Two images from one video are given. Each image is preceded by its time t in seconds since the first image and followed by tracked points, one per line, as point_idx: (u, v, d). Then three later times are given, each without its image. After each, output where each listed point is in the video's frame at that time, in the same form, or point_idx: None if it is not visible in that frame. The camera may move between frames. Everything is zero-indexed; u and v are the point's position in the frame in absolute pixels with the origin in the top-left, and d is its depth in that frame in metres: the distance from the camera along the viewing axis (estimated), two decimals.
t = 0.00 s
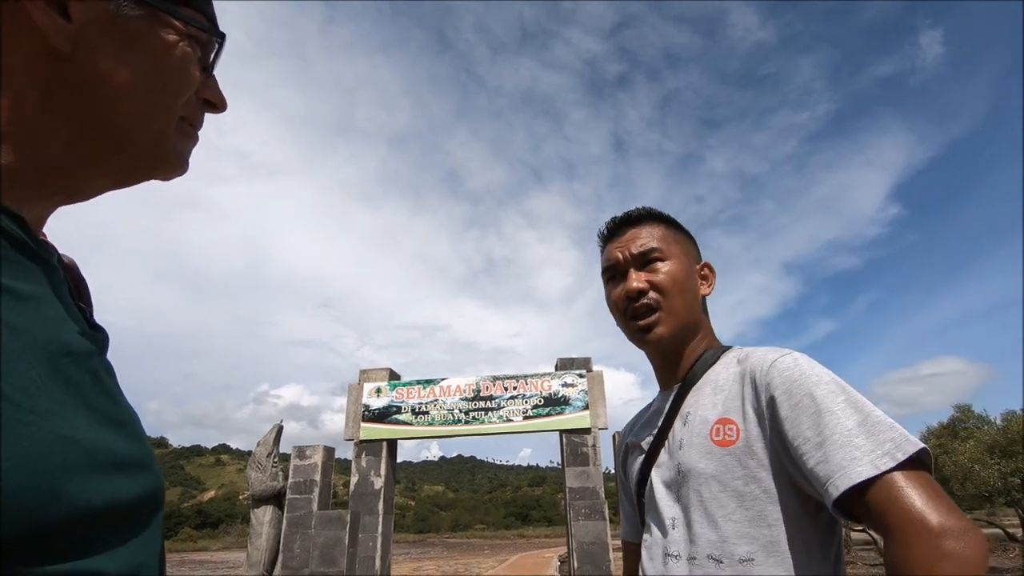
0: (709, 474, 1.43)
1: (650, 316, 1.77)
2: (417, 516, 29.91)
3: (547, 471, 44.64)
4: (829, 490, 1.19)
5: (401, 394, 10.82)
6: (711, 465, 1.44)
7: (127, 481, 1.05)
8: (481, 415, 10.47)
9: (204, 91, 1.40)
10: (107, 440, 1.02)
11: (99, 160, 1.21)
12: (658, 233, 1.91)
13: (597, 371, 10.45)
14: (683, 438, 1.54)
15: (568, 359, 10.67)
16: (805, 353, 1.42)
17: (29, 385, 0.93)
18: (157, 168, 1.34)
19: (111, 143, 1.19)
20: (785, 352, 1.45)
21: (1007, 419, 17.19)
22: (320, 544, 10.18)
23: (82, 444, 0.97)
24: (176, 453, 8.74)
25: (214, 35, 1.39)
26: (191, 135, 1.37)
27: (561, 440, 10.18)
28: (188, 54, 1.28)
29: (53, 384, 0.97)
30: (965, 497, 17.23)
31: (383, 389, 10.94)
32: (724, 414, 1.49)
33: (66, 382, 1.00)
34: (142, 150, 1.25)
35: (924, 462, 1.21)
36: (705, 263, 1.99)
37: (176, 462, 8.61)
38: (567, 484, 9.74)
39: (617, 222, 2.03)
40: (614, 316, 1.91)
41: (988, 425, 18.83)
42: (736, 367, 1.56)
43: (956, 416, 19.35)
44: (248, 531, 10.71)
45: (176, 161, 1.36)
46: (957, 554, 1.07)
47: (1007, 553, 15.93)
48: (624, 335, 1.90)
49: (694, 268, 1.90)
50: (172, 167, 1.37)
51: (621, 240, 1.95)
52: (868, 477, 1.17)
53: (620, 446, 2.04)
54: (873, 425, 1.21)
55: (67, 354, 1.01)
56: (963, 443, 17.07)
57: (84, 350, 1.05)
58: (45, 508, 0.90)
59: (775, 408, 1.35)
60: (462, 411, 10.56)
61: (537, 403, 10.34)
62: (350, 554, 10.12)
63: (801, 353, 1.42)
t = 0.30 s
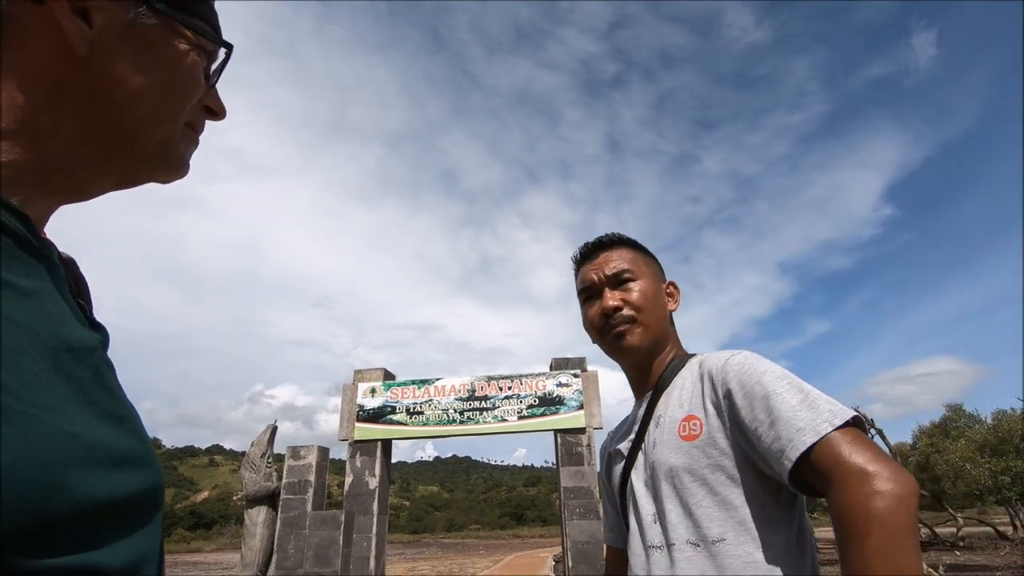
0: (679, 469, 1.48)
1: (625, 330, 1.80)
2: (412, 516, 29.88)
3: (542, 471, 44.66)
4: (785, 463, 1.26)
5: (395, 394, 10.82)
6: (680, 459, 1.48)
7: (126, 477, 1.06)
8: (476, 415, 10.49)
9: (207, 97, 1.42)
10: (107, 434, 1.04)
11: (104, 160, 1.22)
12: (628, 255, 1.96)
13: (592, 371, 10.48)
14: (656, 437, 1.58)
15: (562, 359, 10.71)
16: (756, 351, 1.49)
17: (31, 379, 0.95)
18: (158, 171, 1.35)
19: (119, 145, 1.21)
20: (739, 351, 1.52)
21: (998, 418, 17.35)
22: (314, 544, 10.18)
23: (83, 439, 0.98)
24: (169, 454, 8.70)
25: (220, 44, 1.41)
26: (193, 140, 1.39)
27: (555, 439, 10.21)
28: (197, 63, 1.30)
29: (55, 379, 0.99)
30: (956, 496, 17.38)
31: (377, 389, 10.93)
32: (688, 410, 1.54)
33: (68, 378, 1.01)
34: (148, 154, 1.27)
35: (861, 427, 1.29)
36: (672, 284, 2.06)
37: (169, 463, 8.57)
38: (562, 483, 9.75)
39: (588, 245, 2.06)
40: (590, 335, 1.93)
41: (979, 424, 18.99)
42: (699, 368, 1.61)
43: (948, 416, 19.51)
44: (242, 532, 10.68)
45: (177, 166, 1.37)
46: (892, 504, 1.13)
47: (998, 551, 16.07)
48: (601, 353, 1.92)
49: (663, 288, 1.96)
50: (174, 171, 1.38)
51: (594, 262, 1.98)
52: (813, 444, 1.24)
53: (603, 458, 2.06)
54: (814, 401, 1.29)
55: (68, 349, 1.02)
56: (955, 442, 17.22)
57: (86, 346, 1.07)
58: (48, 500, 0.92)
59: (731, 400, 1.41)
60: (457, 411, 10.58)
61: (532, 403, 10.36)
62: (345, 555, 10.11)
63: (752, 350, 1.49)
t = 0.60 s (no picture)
0: (665, 466, 1.51)
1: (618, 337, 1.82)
2: (407, 516, 29.85)
3: (536, 470, 44.70)
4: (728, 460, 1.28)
5: (390, 394, 10.80)
6: (666, 456, 1.52)
7: (123, 477, 1.06)
8: (471, 414, 10.49)
9: (201, 97, 1.42)
10: (102, 434, 1.03)
11: (102, 160, 1.22)
12: (618, 259, 1.96)
13: (586, 370, 10.50)
14: (646, 435, 1.62)
15: (557, 358, 10.72)
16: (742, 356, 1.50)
17: (25, 378, 0.94)
18: (154, 172, 1.34)
19: (116, 144, 1.21)
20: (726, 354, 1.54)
21: (989, 415, 17.50)
22: (309, 544, 10.16)
23: (77, 439, 0.98)
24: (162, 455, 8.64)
25: (215, 44, 1.41)
26: (188, 140, 1.38)
27: (550, 438, 10.22)
28: (192, 62, 1.29)
29: (50, 380, 0.99)
30: (948, 492, 17.55)
31: (372, 389, 10.91)
32: (675, 408, 1.57)
33: (62, 376, 1.01)
34: (144, 153, 1.27)
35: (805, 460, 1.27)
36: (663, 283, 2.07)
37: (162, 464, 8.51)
38: (557, 482, 9.74)
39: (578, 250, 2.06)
40: (584, 341, 1.94)
41: (970, 421, 19.17)
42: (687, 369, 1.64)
43: (939, 413, 19.69)
44: (236, 532, 10.64)
45: (172, 167, 1.37)
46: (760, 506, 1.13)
47: (988, 547, 16.21)
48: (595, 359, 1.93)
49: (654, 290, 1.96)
50: (169, 170, 1.38)
51: (584, 268, 1.98)
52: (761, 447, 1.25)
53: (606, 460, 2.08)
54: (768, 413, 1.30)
55: (62, 349, 1.02)
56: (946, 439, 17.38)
57: (82, 346, 1.06)
58: (45, 501, 0.92)
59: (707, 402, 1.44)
60: (452, 411, 10.57)
61: (526, 402, 10.37)
62: (339, 555, 10.09)
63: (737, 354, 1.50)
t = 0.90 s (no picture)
0: (681, 459, 1.56)
1: (634, 323, 1.84)
2: (402, 518, 29.80)
3: (532, 470, 44.68)
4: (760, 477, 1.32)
5: (385, 395, 10.78)
6: (683, 451, 1.56)
7: (125, 476, 1.06)
8: (467, 415, 10.48)
9: (200, 99, 1.42)
10: (103, 433, 1.03)
11: (98, 162, 1.22)
12: (641, 241, 1.95)
13: (582, 370, 10.52)
14: (662, 427, 1.66)
15: (552, 358, 10.73)
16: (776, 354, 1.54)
17: (27, 377, 0.94)
18: (152, 175, 1.34)
19: (112, 146, 1.20)
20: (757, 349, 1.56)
21: (980, 412, 17.64)
22: (305, 547, 10.13)
23: (78, 437, 0.98)
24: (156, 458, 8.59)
25: (215, 46, 1.41)
26: (187, 143, 1.38)
27: (546, 438, 10.23)
28: (190, 64, 1.29)
29: (52, 380, 0.98)
30: (941, 489, 17.66)
31: (367, 390, 10.88)
32: (697, 402, 1.59)
33: (63, 375, 1.01)
34: (140, 154, 1.26)
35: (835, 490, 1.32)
36: (686, 266, 2.05)
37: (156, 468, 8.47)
38: (553, 482, 9.78)
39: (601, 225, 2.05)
40: (598, 323, 1.97)
41: (962, 419, 19.32)
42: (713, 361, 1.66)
43: (932, 411, 19.85)
44: (230, 535, 10.59)
45: (171, 169, 1.36)
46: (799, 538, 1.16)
47: (981, 544, 16.34)
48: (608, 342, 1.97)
49: (675, 274, 1.96)
50: (167, 173, 1.37)
51: (604, 246, 1.98)
52: (801, 465, 1.28)
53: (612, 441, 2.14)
54: (811, 427, 1.33)
55: (62, 348, 1.01)
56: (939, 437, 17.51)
57: (82, 346, 1.06)
58: (43, 498, 0.91)
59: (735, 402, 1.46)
60: (447, 412, 10.56)
61: (522, 403, 10.38)
62: (335, 557, 10.05)
63: (768, 351, 1.52)
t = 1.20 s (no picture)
0: (700, 472, 1.49)
1: (661, 301, 1.79)
2: (396, 519, 29.77)
3: (525, 470, 44.70)
4: (823, 512, 1.30)
5: (379, 396, 10.77)
6: (705, 462, 1.49)
7: (134, 481, 1.07)
8: (461, 416, 10.49)
9: (199, 106, 1.42)
10: (110, 436, 1.04)
11: (92, 174, 1.22)
12: (670, 215, 1.92)
13: (576, 370, 10.54)
14: (679, 430, 1.60)
15: (546, 359, 10.76)
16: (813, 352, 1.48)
17: (33, 382, 0.95)
18: (148, 185, 1.35)
19: (101, 155, 1.20)
20: (795, 350, 1.50)
21: (970, 411, 17.82)
22: (298, 549, 10.10)
23: (85, 440, 0.98)
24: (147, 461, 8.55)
25: (215, 51, 1.42)
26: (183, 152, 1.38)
27: (540, 439, 10.24)
28: (183, 68, 1.28)
29: (59, 385, 0.99)
30: (931, 488, 17.81)
31: (360, 391, 10.87)
32: (721, 409, 1.52)
33: (69, 381, 1.01)
34: (132, 163, 1.26)
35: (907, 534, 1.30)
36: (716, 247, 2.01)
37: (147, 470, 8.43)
38: (547, 483, 9.81)
39: (629, 195, 2.02)
40: (619, 299, 1.92)
41: (952, 417, 19.52)
42: (739, 360, 1.59)
43: (922, 410, 20.04)
44: (223, 538, 10.53)
45: (166, 178, 1.37)
46: None
47: (970, 542, 16.51)
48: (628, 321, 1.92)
49: (704, 253, 1.92)
50: (164, 181, 1.37)
51: (632, 217, 1.95)
52: (870, 504, 1.26)
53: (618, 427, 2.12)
54: (873, 452, 1.30)
55: (67, 354, 1.02)
56: (929, 436, 17.70)
57: (86, 350, 1.07)
58: (49, 503, 0.92)
59: (776, 416, 1.40)
60: (442, 413, 10.56)
61: (516, 403, 10.39)
62: (329, 559, 10.02)
63: (811, 354, 1.46)
